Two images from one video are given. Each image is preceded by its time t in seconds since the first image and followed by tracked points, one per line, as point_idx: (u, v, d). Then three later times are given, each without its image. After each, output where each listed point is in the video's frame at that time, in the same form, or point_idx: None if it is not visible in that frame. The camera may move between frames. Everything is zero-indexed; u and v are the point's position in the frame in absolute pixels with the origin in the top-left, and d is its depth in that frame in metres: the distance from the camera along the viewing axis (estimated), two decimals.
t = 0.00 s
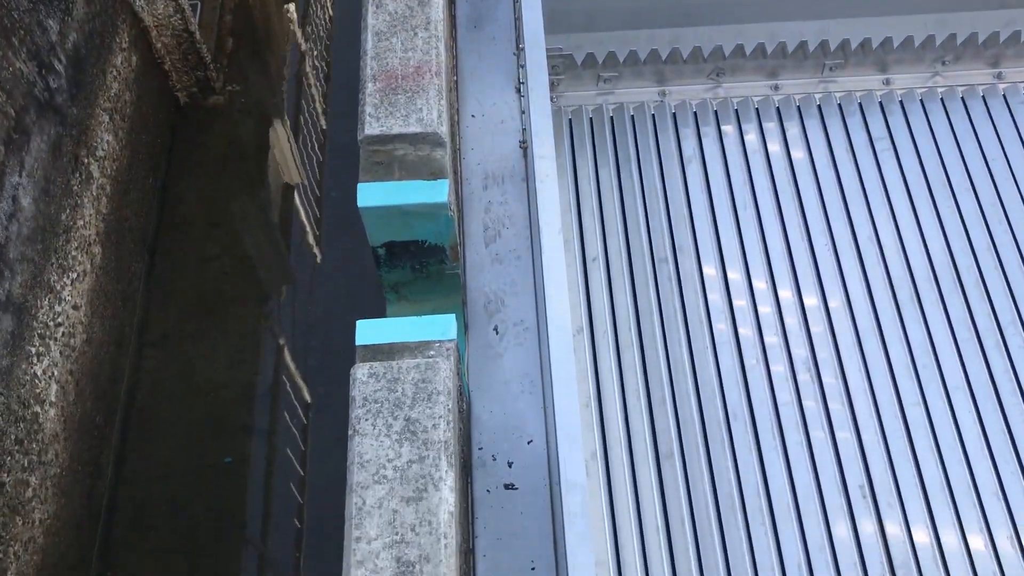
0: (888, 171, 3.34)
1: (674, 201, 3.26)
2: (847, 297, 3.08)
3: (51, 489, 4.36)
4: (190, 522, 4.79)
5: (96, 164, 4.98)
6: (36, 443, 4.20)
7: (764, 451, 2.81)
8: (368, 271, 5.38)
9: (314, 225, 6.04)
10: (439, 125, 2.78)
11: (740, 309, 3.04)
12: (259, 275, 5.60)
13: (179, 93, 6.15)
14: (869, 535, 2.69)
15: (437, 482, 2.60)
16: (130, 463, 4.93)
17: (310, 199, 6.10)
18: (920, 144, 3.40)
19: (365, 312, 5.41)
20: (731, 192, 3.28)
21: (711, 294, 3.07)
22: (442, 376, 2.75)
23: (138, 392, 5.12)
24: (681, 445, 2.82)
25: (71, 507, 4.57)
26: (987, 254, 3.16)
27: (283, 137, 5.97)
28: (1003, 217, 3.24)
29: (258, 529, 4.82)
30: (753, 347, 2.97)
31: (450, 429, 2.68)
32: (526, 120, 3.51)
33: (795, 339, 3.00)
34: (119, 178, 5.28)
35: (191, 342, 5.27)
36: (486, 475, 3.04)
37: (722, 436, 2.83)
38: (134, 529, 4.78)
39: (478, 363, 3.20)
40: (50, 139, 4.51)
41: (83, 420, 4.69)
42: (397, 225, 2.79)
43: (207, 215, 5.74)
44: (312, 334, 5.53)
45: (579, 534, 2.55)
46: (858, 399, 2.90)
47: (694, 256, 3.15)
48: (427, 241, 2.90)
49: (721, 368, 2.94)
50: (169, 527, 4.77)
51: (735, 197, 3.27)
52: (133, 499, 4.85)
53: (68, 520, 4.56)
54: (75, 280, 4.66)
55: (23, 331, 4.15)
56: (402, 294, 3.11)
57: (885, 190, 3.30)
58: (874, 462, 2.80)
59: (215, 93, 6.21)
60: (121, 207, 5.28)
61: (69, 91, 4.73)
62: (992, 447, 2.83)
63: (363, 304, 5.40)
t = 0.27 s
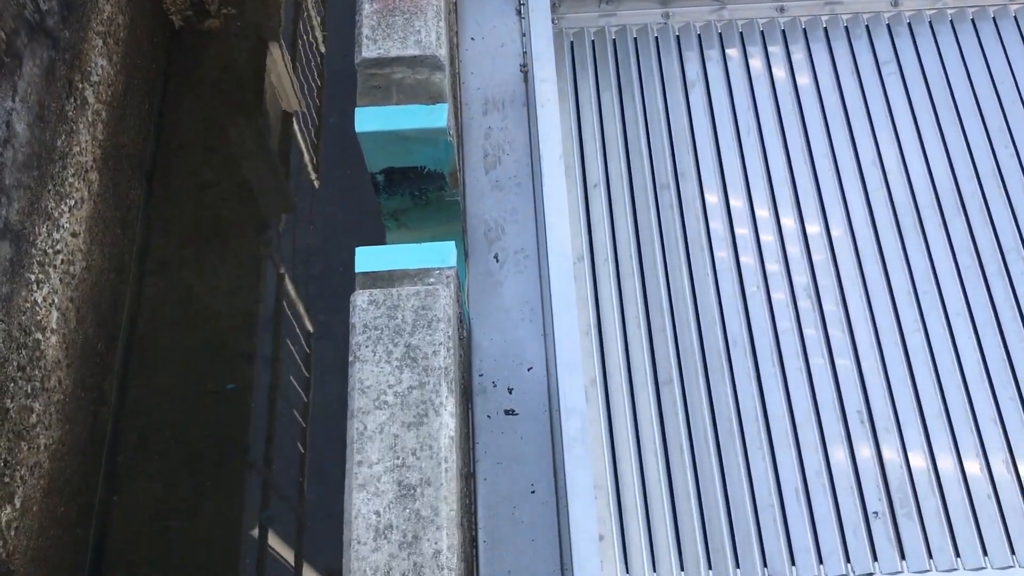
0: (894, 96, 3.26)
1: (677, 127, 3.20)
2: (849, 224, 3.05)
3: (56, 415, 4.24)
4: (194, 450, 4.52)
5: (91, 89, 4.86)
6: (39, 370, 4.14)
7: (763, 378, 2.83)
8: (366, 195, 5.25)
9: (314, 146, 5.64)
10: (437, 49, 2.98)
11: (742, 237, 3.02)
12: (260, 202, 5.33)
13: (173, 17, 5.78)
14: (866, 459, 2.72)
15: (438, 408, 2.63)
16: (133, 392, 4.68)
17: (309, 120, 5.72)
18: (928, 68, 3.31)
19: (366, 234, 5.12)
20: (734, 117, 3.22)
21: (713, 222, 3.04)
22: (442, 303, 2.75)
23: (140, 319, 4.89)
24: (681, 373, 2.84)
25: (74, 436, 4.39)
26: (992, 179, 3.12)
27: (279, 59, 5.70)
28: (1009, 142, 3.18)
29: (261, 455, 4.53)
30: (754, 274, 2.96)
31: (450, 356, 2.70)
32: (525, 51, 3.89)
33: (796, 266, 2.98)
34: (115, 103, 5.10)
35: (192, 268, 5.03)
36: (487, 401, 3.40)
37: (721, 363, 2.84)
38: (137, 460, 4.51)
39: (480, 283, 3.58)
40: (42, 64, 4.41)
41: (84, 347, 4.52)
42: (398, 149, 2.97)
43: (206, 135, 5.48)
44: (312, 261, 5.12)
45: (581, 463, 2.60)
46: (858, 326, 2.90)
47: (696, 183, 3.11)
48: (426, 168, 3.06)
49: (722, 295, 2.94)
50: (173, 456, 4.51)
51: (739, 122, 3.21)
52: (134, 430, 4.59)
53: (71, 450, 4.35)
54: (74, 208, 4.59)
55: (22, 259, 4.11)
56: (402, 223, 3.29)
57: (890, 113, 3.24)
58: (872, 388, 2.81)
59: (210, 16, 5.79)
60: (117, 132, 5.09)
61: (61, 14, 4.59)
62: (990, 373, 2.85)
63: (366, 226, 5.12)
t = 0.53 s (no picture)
0: (904, 32, 3.17)
1: (681, 64, 3.12)
2: (855, 164, 3.00)
3: (59, 352, 4.27)
4: (198, 387, 4.55)
5: (87, 24, 4.72)
6: (41, 308, 4.16)
7: (763, 319, 2.82)
8: (365, 133, 5.17)
9: (315, 79, 5.45)
10: None
11: (746, 177, 2.97)
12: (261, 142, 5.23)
13: None
14: (864, 399, 2.73)
15: (437, 347, 2.63)
16: (136, 329, 4.69)
17: (309, 53, 5.51)
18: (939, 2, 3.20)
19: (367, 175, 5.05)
20: (740, 54, 3.14)
21: (717, 161, 2.99)
22: (441, 244, 2.75)
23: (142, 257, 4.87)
24: (681, 314, 2.83)
25: (77, 372, 4.40)
26: (1002, 117, 3.05)
27: None
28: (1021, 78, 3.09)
29: (265, 393, 4.58)
30: (757, 215, 2.93)
31: (450, 296, 2.70)
32: None
33: (800, 207, 2.94)
34: (113, 40, 4.97)
35: (191, 206, 4.97)
36: (487, 341, 3.42)
37: (722, 304, 2.83)
38: (141, 397, 4.53)
39: (480, 223, 3.60)
40: None
41: (85, 284, 4.51)
42: (397, 88, 3.19)
43: (205, 76, 5.33)
44: (313, 199, 5.05)
45: (580, 404, 2.64)
46: (860, 267, 2.88)
47: (700, 121, 3.05)
48: (424, 105, 3.29)
49: (724, 236, 2.91)
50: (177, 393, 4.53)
51: (745, 58, 3.13)
52: (138, 367, 4.60)
53: (74, 386, 4.37)
54: (72, 145, 4.52)
55: (20, 196, 4.08)
56: (401, 159, 3.56)
57: (899, 49, 3.15)
58: (873, 329, 2.81)
59: None
60: (114, 67, 4.95)
61: None
62: (992, 314, 2.84)
63: (367, 165, 5.02)
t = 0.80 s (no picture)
0: None
1: (691, 5, 3.04)
2: (867, 110, 2.94)
3: (62, 295, 4.27)
4: (203, 330, 4.57)
5: None
6: (43, 250, 4.14)
7: (769, 268, 2.78)
8: (370, 75, 5.08)
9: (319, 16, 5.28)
10: None
11: (755, 123, 2.91)
12: (266, 83, 5.12)
13: None
14: (869, 349, 2.71)
15: (439, 294, 2.61)
16: (140, 271, 4.70)
17: None
18: None
19: (371, 118, 4.99)
20: None
21: (726, 106, 2.93)
22: (444, 188, 2.70)
23: (145, 199, 4.84)
24: (686, 261, 2.80)
25: (81, 314, 4.41)
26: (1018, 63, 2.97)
27: None
28: None
29: (271, 335, 4.59)
30: (766, 162, 2.88)
31: (452, 242, 2.67)
32: None
33: (810, 154, 2.89)
34: None
35: (195, 148, 4.91)
36: (491, 288, 3.39)
37: (728, 251, 2.80)
38: (145, 338, 4.57)
39: (485, 168, 3.54)
40: None
41: (88, 225, 4.51)
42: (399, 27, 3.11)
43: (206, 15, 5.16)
44: (319, 141, 4.95)
45: (581, 348, 2.61)
46: (869, 216, 2.83)
47: (709, 65, 2.98)
48: (429, 46, 3.21)
49: (731, 182, 2.86)
50: (182, 334, 4.55)
51: None
52: (142, 308, 4.62)
53: (78, 327, 4.37)
54: (71, 85, 4.43)
55: (21, 136, 4.00)
56: (404, 102, 3.51)
57: None
58: (880, 279, 2.77)
59: None
60: (114, 5, 4.81)
61: None
62: (1001, 265, 2.80)
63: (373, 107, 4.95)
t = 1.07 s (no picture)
0: None
1: None
2: (882, 62, 2.87)
3: (67, 241, 4.25)
4: (209, 277, 4.56)
5: None
6: (47, 196, 4.11)
7: (778, 222, 2.74)
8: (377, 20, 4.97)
9: None
10: None
11: (766, 73, 2.85)
12: (272, 28, 5.03)
13: None
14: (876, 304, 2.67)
15: (443, 245, 2.59)
16: (145, 218, 4.67)
17: None
18: None
19: (378, 64, 4.90)
20: None
21: (737, 55, 2.86)
22: (448, 137, 2.66)
23: (149, 145, 4.79)
24: (693, 215, 2.76)
25: (86, 261, 4.41)
26: None
27: None
28: None
29: (278, 283, 4.60)
30: (777, 113, 2.82)
31: (456, 193, 2.63)
32: None
33: (822, 106, 2.83)
34: None
35: (200, 92, 4.85)
36: (496, 239, 3.37)
37: (736, 204, 2.75)
38: (151, 285, 4.57)
39: (491, 118, 3.49)
40: None
41: (92, 171, 4.46)
42: None
43: None
44: (325, 88, 4.89)
45: (587, 303, 2.60)
46: (881, 170, 2.77)
47: (722, 13, 2.91)
48: None
49: (741, 134, 2.80)
50: (188, 282, 4.55)
51: None
52: (147, 256, 4.61)
53: (84, 273, 4.39)
54: (73, 27, 4.33)
55: (22, 80, 3.93)
56: (410, 48, 3.46)
57: None
58: (889, 233, 2.72)
59: None
60: None
61: None
62: (1014, 221, 2.74)
63: (380, 53, 4.87)
